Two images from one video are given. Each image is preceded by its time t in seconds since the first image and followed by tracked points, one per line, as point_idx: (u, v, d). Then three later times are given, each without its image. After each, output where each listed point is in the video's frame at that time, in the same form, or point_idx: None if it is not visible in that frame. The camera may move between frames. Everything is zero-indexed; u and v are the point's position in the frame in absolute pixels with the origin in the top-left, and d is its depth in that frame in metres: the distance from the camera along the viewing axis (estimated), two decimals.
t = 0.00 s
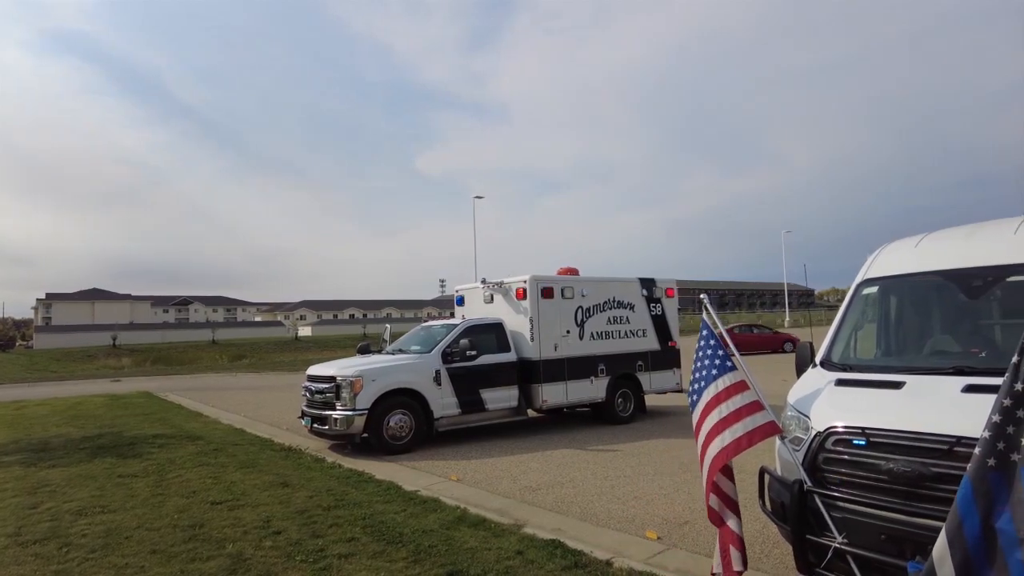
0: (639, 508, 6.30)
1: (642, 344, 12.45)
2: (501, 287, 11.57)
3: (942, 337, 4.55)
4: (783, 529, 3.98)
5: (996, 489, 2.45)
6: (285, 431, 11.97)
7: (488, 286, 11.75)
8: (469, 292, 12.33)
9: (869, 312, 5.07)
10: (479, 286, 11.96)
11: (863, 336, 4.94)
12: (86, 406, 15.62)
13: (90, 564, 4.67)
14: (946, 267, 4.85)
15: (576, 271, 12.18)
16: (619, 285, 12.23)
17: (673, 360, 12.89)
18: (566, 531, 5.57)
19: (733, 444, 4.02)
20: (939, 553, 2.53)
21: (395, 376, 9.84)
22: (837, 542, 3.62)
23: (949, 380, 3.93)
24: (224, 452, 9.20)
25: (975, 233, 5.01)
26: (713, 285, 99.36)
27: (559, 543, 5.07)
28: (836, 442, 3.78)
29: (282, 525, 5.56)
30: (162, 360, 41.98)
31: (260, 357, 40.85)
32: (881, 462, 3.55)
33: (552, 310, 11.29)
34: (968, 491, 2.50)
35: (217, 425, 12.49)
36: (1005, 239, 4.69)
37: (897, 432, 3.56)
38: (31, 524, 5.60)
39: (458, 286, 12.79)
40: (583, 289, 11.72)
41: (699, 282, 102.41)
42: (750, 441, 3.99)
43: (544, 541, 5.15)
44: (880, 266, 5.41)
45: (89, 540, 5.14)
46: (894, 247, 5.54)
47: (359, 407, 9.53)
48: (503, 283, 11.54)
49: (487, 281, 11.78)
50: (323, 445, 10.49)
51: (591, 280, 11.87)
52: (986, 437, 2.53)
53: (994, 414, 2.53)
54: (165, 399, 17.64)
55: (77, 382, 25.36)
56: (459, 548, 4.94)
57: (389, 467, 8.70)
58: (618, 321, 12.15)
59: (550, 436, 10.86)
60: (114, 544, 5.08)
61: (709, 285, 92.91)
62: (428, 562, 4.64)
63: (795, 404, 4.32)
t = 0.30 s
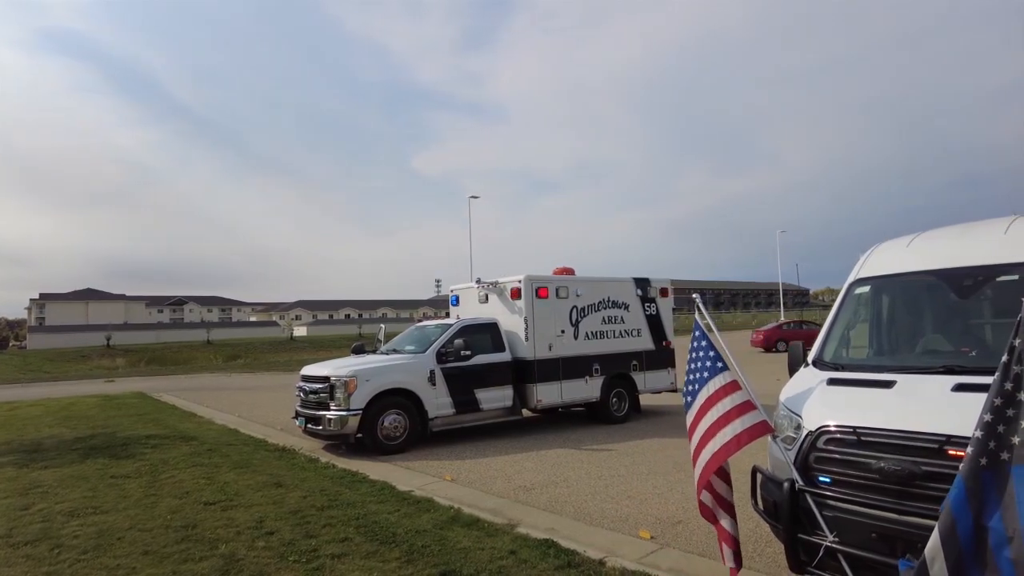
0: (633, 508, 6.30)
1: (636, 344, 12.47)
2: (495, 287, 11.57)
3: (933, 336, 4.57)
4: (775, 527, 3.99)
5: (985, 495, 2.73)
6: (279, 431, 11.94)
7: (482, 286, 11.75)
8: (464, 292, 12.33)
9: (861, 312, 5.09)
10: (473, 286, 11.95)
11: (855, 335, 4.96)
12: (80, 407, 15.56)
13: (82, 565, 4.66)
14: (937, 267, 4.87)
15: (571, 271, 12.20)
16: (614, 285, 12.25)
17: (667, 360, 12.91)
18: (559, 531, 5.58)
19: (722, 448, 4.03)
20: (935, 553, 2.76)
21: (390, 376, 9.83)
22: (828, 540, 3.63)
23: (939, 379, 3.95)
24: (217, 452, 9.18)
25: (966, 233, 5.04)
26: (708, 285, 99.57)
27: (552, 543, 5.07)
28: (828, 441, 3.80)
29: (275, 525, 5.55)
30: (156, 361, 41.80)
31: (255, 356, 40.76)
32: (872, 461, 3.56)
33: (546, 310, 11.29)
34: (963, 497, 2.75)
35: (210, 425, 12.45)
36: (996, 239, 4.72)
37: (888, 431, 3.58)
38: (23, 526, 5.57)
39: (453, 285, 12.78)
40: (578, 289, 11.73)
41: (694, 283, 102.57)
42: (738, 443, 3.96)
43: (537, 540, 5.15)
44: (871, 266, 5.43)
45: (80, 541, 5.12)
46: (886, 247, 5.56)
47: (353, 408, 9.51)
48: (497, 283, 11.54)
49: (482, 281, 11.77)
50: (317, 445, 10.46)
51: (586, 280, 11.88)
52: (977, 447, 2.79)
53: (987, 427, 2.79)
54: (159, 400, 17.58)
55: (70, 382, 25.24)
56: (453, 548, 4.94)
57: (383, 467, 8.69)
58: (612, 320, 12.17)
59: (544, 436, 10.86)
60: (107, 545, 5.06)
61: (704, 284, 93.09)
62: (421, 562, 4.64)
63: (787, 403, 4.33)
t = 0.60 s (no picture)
0: (625, 508, 6.32)
1: (629, 344, 12.50)
2: (489, 287, 11.57)
3: (922, 336, 4.60)
4: (765, 526, 4.01)
5: (976, 495, 2.94)
6: (272, 432, 11.90)
7: (476, 286, 11.75)
8: (457, 291, 12.33)
9: (851, 311, 5.12)
10: (467, 286, 11.95)
11: (845, 335, 4.98)
12: (72, 407, 15.49)
13: (72, 566, 4.64)
14: (927, 267, 4.90)
15: (565, 271, 12.22)
16: (607, 285, 12.28)
17: (660, 360, 12.94)
18: (552, 531, 5.59)
19: (713, 450, 4.04)
20: (930, 553, 2.92)
21: (383, 377, 9.82)
22: (818, 539, 3.65)
23: (928, 379, 3.98)
24: (210, 453, 9.15)
25: (956, 233, 5.08)
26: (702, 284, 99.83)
27: (544, 542, 5.07)
28: (818, 440, 3.81)
29: (267, 526, 5.53)
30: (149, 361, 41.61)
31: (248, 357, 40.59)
32: (861, 460, 3.58)
33: (539, 310, 11.30)
34: (956, 500, 2.93)
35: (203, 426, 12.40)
36: (985, 240, 4.76)
37: (877, 430, 3.60)
38: (12, 527, 5.54)
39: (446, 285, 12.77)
40: (571, 289, 11.75)
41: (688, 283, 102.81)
42: (728, 445, 3.98)
43: (529, 540, 5.16)
44: (862, 266, 5.46)
45: (71, 543, 5.11)
46: (876, 247, 5.59)
47: (346, 408, 9.50)
48: (491, 283, 11.54)
49: (475, 281, 11.78)
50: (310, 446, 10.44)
51: (580, 280, 11.90)
52: (967, 452, 2.98)
53: (977, 434, 2.99)
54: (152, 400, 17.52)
55: (63, 383, 25.13)
56: (445, 547, 4.94)
57: (376, 467, 8.68)
58: (605, 320, 12.19)
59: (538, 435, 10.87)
60: (96, 546, 5.04)
61: (698, 284, 93.32)
62: (413, 562, 4.64)
63: (778, 402, 4.35)
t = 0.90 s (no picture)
0: (615, 507, 6.34)
1: (620, 344, 12.53)
2: (479, 288, 11.57)
3: (909, 335, 4.64)
4: (752, 525, 4.04)
5: (961, 493, 2.97)
6: (262, 433, 11.86)
7: (467, 286, 11.74)
8: (448, 291, 12.32)
9: (839, 311, 5.15)
10: (458, 286, 11.94)
11: (833, 334, 5.01)
12: (59, 408, 15.36)
13: (58, 569, 4.60)
14: (913, 267, 4.95)
15: (557, 271, 12.23)
16: (598, 285, 12.30)
17: (651, 359, 12.98)
18: (541, 530, 5.60)
19: (700, 449, 4.05)
20: (918, 551, 2.94)
21: (373, 377, 9.80)
22: (805, 537, 3.68)
23: (913, 378, 4.01)
24: (198, 454, 9.11)
25: (942, 233, 5.12)
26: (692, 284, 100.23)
27: (533, 542, 5.08)
28: (805, 439, 3.84)
29: (256, 527, 5.51)
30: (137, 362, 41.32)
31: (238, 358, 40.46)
32: (847, 459, 3.61)
33: (530, 310, 11.31)
34: (942, 499, 2.96)
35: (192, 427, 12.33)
36: (971, 240, 4.80)
37: (863, 429, 3.62)
38: None
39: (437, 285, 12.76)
40: (562, 289, 11.76)
41: (679, 283, 103.11)
42: (714, 445, 3.98)
43: (518, 539, 5.16)
44: (849, 266, 5.49)
45: (57, 545, 5.07)
46: (863, 247, 5.63)
47: (335, 409, 9.48)
48: (482, 283, 11.54)
49: (466, 281, 11.77)
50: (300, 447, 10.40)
51: (571, 280, 11.91)
52: (952, 451, 3.00)
53: (961, 432, 3.01)
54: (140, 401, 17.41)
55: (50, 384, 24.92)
56: (434, 548, 4.94)
57: (366, 468, 8.65)
58: (596, 320, 12.22)
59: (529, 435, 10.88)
60: (83, 548, 5.00)
61: (689, 284, 93.67)
62: (402, 562, 4.64)
63: (765, 402, 4.37)
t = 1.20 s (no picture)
0: (602, 506, 6.36)
1: (608, 343, 12.56)
2: (468, 287, 11.56)
3: (892, 334, 4.69)
4: (737, 523, 4.07)
5: (943, 490, 3.01)
6: (249, 433, 11.79)
7: (455, 286, 11.73)
8: (436, 291, 12.29)
9: (823, 311, 5.19)
10: (446, 286, 11.93)
11: (818, 334, 5.06)
12: (42, 410, 15.18)
13: (40, 572, 4.55)
14: (896, 267, 5.00)
15: (546, 271, 12.25)
16: (586, 285, 12.33)
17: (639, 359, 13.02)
18: (528, 530, 5.60)
19: (684, 449, 4.09)
20: (903, 548, 2.97)
21: (361, 377, 9.76)
22: (789, 535, 3.71)
23: (896, 377, 4.05)
24: (184, 455, 9.04)
25: (925, 234, 5.18)
26: (681, 284, 100.68)
27: (520, 541, 5.09)
28: (789, 438, 3.87)
29: (242, 528, 5.47)
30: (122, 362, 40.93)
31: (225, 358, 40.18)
32: (830, 457, 3.65)
33: (518, 310, 11.31)
34: (924, 496, 2.99)
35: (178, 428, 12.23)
36: (953, 241, 4.86)
37: (846, 427, 3.66)
38: None
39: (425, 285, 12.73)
40: (551, 289, 11.78)
41: (667, 283, 103.55)
42: (701, 445, 4.03)
43: (505, 539, 5.17)
44: (834, 267, 5.54)
45: (39, 548, 5.01)
46: (847, 248, 5.68)
47: (323, 409, 9.44)
48: (470, 283, 11.53)
49: (455, 281, 11.76)
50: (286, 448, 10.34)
51: (559, 280, 11.93)
52: (934, 449, 3.03)
53: (943, 430, 3.05)
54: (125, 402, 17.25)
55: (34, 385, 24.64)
56: (421, 548, 4.93)
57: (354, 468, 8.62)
58: (584, 320, 12.25)
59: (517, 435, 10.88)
60: (66, 550, 4.95)
61: (677, 284, 94.09)
62: (389, 562, 4.63)
63: (750, 401, 4.40)
